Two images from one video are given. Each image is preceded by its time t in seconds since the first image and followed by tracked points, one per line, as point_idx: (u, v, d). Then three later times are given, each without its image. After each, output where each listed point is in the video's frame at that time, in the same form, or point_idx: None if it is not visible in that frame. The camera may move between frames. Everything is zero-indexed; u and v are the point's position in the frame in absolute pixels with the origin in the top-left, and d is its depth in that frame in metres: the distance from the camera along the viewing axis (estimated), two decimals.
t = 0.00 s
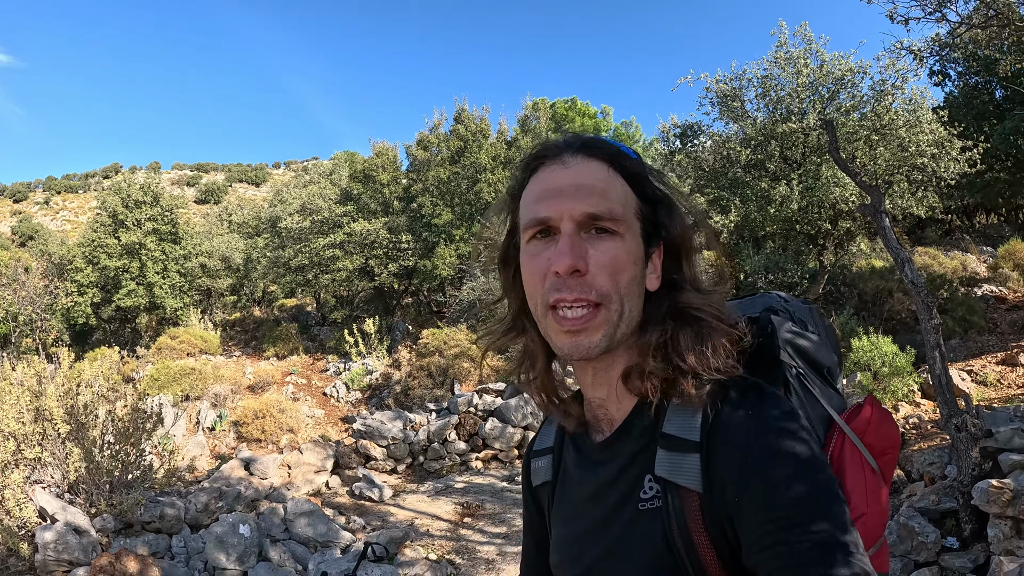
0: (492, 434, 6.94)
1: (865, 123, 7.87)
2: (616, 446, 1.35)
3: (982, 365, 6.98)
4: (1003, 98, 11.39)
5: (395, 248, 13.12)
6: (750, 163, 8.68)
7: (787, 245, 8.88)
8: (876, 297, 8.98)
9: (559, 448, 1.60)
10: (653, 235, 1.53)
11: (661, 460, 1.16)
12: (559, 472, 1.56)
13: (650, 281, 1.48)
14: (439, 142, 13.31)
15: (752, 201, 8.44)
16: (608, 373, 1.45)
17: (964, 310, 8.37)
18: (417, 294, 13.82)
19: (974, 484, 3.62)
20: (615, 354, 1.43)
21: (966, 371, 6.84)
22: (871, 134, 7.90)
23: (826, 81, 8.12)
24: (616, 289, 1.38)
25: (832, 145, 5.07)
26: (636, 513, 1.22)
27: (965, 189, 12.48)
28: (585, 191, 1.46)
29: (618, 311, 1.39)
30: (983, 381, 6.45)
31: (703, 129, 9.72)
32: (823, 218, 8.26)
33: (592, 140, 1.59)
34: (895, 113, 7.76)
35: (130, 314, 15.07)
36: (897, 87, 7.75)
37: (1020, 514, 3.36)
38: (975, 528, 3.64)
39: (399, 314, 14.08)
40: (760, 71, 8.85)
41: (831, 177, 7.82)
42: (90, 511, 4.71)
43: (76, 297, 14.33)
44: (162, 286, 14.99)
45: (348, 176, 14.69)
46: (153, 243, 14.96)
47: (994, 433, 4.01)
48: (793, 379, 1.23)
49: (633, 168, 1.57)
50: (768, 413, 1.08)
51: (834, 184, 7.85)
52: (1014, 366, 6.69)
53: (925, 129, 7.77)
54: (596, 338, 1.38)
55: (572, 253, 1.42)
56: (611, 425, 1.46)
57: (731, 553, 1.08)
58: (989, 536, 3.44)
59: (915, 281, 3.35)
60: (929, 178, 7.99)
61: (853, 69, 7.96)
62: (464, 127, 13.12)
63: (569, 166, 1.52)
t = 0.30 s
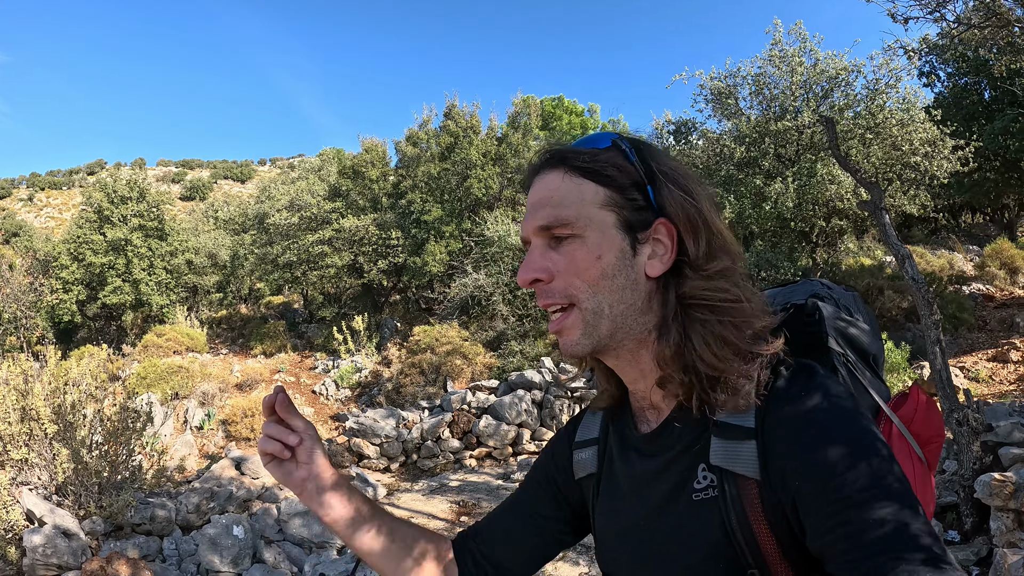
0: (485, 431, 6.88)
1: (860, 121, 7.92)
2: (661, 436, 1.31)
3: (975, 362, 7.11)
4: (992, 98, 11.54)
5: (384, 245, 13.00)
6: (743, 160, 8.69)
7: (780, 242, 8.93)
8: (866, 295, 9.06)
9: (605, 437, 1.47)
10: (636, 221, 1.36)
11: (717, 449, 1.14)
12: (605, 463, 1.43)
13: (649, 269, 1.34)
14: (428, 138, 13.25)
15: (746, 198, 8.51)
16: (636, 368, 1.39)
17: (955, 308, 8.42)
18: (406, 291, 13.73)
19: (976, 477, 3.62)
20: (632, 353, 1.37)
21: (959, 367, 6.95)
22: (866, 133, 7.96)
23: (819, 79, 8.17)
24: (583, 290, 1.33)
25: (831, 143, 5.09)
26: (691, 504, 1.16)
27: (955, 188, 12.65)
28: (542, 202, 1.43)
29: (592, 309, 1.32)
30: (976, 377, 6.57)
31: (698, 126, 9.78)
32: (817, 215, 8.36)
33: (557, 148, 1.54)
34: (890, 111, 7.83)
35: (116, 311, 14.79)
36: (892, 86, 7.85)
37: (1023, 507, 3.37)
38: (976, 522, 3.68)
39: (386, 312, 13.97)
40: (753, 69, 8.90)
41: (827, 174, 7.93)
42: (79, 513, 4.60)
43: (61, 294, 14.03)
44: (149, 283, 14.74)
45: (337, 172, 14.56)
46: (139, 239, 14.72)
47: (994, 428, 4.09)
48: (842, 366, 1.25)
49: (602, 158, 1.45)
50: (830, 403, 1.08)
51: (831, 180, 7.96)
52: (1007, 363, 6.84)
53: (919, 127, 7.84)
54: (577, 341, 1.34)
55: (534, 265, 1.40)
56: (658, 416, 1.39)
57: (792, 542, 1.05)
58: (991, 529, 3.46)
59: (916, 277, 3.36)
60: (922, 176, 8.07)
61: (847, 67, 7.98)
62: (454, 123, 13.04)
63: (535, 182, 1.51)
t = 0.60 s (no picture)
0: (478, 433, 6.83)
1: (859, 120, 7.94)
2: (670, 454, 1.21)
3: (969, 362, 7.17)
4: (984, 100, 11.65)
5: (374, 242, 12.84)
6: (739, 158, 8.72)
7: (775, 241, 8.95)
8: (858, 294, 9.11)
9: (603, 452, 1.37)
10: (664, 231, 1.32)
11: (731, 472, 1.05)
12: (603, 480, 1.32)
13: (669, 280, 1.30)
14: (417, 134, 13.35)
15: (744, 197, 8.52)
16: (642, 380, 1.32)
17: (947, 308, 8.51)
18: (395, 289, 13.59)
19: (983, 481, 3.64)
20: (641, 363, 1.31)
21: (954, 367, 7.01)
22: (864, 132, 8.00)
23: (817, 78, 8.17)
24: (603, 292, 1.26)
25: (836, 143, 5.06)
26: (699, 529, 1.08)
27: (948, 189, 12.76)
28: (568, 199, 1.37)
29: (610, 314, 1.25)
30: (972, 377, 6.62)
31: (693, 125, 9.79)
32: (814, 214, 8.34)
33: (587, 147, 1.49)
34: (888, 110, 7.86)
35: (101, 308, 14.47)
36: (889, 85, 7.89)
37: None
38: (981, 524, 3.69)
39: (376, 309, 13.81)
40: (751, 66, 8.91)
41: (825, 175, 7.93)
42: (63, 520, 4.45)
43: (45, 291, 13.69)
44: (134, 279, 14.45)
45: (326, 168, 14.35)
46: (125, 235, 14.42)
47: (1001, 430, 4.13)
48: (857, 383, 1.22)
49: (637, 161, 1.40)
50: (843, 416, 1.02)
51: (829, 180, 7.96)
52: (1002, 363, 6.89)
53: (916, 127, 7.86)
54: (590, 345, 1.27)
55: (552, 263, 1.33)
56: (661, 430, 1.31)
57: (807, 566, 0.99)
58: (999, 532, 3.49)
59: (922, 279, 3.34)
60: (917, 176, 8.10)
61: (845, 67, 8.00)
62: (446, 119, 12.92)
63: (560, 179, 1.45)
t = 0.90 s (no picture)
0: (492, 431, 6.81)
1: (873, 118, 7.78)
2: (609, 449, 1.33)
3: (987, 364, 6.99)
4: (1002, 98, 11.40)
5: (389, 241, 12.92)
6: (754, 157, 8.64)
7: (791, 241, 8.81)
8: (876, 295, 8.93)
9: (539, 453, 1.57)
10: (628, 240, 1.54)
11: (664, 467, 1.14)
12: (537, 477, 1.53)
13: (629, 284, 1.49)
14: (434, 134, 13.14)
15: (759, 196, 8.43)
16: (592, 376, 1.45)
17: (965, 308, 8.33)
18: (411, 288, 13.65)
19: (996, 484, 3.58)
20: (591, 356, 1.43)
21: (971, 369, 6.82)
22: (879, 130, 7.84)
23: (831, 76, 8.06)
24: (588, 287, 1.41)
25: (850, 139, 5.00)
26: (636, 521, 1.20)
27: (964, 189, 12.51)
28: (557, 193, 1.50)
29: (593, 309, 1.40)
30: (988, 378, 6.42)
31: (707, 124, 9.69)
32: (829, 213, 8.14)
33: (565, 144, 1.63)
34: (903, 108, 7.70)
35: (120, 307, 14.77)
36: (905, 82, 7.75)
37: None
38: (993, 529, 3.58)
39: (391, 309, 13.91)
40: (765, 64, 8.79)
41: (840, 173, 7.75)
42: (77, 513, 4.60)
43: (64, 290, 14.02)
44: (153, 279, 14.72)
45: (342, 169, 14.46)
46: (144, 235, 14.70)
47: (1014, 431, 3.93)
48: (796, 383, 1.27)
49: (612, 172, 1.60)
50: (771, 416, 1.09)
51: (843, 179, 7.77)
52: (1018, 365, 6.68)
53: (932, 125, 7.73)
54: (571, 337, 1.40)
55: (543, 254, 1.45)
56: (598, 429, 1.46)
57: (740, 553, 1.08)
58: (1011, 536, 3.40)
59: (936, 277, 3.28)
60: (935, 175, 7.94)
61: (859, 64, 7.90)
62: (461, 119, 12.97)
63: (543, 170, 1.57)
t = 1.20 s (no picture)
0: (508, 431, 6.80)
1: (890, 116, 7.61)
2: (571, 452, 1.35)
3: (1005, 366, 6.79)
4: None
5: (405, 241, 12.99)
6: (769, 156, 8.51)
7: (807, 240, 8.67)
8: (894, 296, 8.73)
9: (499, 458, 1.59)
10: (588, 244, 1.60)
11: (627, 467, 1.17)
12: (500, 482, 1.55)
13: (587, 288, 1.53)
14: (451, 133, 13.17)
15: (773, 196, 8.33)
16: (554, 378, 1.47)
17: (984, 309, 8.11)
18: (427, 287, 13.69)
19: (1009, 490, 3.48)
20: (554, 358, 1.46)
21: (989, 371, 6.64)
22: (895, 128, 7.68)
23: (848, 73, 7.91)
24: (557, 290, 1.44)
25: (864, 138, 4.91)
26: (602, 522, 1.23)
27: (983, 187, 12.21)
28: (525, 196, 1.52)
29: (562, 312, 1.44)
30: (1006, 381, 6.22)
31: (722, 122, 9.56)
32: (846, 212, 8.00)
33: (528, 147, 1.66)
34: (920, 105, 7.53)
35: (140, 305, 15.08)
36: (922, 79, 7.58)
37: None
38: (1005, 536, 3.49)
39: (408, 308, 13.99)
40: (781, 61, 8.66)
41: (855, 171, 7.64)
42: (91, 506, 4.76)
43: (84, 289, 14.37)
44: (172, 278, 15.02)
45: (359, 169, 14.57)
46: (164, 235, 15.00)
47: None
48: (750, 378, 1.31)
49: (573, 179, 1.67)
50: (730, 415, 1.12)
51: (860, 176, 7.68)
52: None
53: (949, 123, 7.57)
54: (541, 339, 1.42)
55: (515, 257, 1.46)
56: (559, 432, 1.48)
57: (703, 549, 1.11)
58: None
59: (950, 277, 3.21)
60: (952, 173, 7.77)
61: (876, 61, 7.75)
62: (477, 119, 13.00)
63: (508, 172, 1.58)
